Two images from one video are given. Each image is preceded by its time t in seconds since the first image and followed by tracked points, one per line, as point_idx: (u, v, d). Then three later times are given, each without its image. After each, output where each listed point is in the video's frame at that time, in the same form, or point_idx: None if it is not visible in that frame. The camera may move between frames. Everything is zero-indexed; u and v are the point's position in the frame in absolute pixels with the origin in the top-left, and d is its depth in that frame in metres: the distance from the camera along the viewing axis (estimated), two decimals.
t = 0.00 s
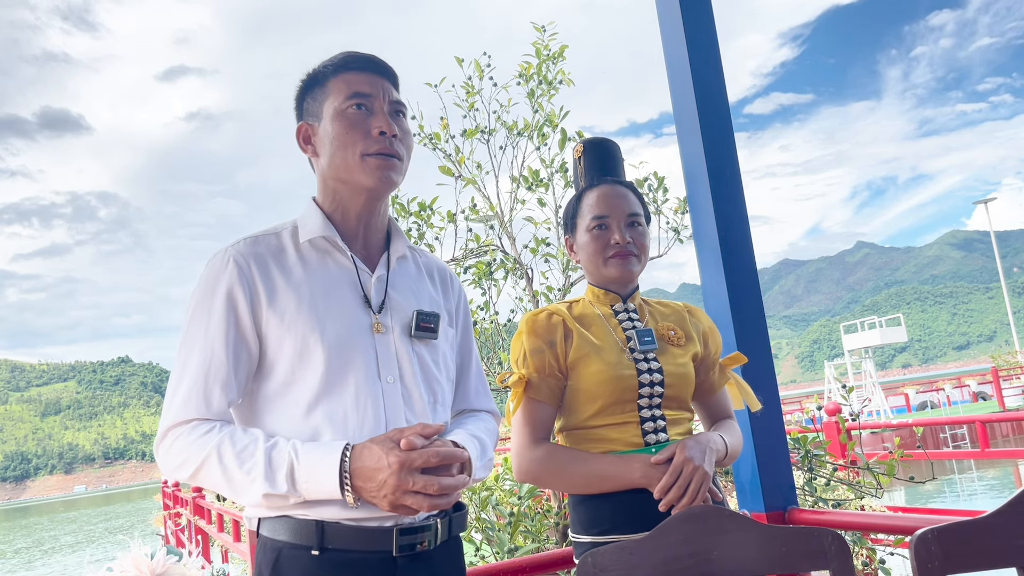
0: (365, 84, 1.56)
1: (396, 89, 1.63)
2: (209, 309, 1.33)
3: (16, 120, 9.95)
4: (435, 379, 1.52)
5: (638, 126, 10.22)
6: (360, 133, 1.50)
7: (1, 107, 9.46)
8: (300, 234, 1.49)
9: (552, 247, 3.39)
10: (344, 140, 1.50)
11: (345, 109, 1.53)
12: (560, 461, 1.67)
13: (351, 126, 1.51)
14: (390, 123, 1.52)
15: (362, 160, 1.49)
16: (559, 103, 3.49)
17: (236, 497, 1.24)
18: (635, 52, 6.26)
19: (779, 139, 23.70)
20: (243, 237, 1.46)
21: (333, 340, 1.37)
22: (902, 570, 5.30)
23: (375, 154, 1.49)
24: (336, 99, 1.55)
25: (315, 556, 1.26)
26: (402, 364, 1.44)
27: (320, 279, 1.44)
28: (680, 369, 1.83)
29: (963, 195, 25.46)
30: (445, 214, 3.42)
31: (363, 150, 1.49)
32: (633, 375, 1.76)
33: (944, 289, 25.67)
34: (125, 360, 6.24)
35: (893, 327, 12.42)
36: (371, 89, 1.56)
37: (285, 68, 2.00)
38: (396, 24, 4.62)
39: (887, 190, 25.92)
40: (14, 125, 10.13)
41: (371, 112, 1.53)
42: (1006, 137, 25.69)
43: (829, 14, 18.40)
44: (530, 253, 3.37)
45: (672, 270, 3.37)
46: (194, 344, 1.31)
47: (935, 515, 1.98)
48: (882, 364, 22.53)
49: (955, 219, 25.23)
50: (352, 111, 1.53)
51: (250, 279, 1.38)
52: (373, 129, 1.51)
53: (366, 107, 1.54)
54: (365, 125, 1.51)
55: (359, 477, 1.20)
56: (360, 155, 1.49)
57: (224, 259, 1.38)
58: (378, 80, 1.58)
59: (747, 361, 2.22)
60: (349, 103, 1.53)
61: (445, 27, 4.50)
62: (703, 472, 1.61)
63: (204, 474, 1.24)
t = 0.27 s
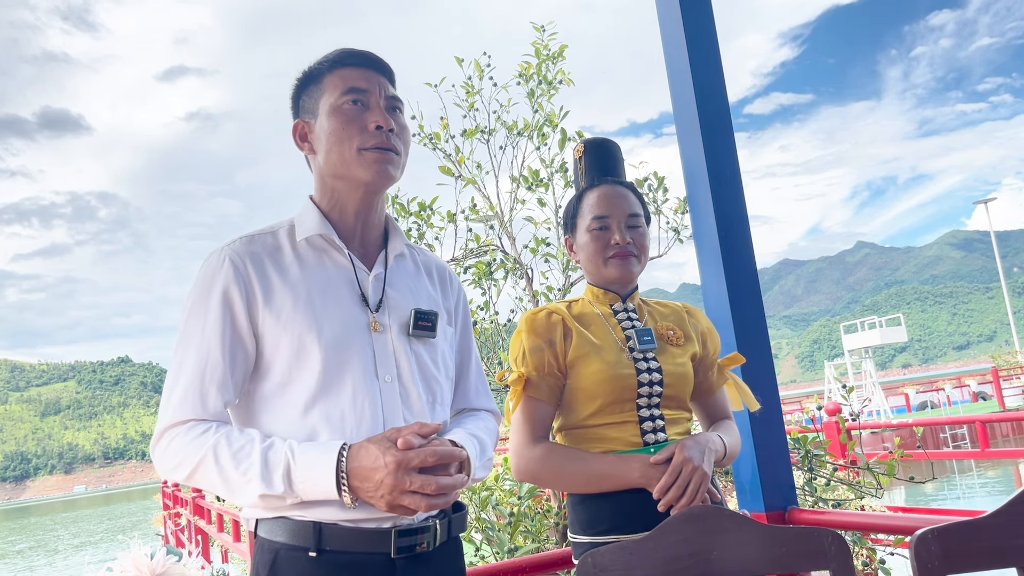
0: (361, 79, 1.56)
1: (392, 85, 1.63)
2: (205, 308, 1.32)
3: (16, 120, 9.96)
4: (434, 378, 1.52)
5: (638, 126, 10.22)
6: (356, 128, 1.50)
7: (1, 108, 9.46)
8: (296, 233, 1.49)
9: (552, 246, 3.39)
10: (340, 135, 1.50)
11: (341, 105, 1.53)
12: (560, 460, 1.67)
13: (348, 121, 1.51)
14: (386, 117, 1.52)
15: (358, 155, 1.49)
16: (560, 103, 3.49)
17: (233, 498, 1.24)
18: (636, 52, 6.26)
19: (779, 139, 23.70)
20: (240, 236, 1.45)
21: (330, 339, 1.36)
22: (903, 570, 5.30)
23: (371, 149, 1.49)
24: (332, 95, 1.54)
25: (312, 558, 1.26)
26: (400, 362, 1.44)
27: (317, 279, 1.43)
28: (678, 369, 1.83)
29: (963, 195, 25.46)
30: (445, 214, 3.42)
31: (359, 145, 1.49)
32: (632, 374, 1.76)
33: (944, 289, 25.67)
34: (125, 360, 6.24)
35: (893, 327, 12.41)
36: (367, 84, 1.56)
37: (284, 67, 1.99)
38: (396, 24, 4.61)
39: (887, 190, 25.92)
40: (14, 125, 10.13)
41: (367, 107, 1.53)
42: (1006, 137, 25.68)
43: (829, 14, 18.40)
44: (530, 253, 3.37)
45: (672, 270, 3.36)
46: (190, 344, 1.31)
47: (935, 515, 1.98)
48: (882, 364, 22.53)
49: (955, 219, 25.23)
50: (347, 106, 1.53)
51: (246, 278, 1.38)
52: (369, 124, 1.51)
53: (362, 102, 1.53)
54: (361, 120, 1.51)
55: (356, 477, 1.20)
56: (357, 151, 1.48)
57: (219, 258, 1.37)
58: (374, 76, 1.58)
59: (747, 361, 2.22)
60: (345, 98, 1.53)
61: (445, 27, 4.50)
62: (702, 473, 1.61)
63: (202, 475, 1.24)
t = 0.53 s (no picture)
0: (358, 76, 1.56)
1: (389, 81, 1.63)
2: (201, 309, 1.32)
3: (16, 120, 9.96)
4: (433, 377, 1.52)
5: (638, 126, 10.23)
6: (354, 125, 1.50)
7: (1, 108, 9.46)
8: (293, 232, 1.49)
9: (552, 246, 3.39)
10: (338, 132, 1.50)
11: (338, 101, 1.53)
12: (558, 460, 1.67)
13: (345, 118, 1.51)
14: (384, 113, 1.52)
15: (356, 152, 1.49)
16: (559, 103, 3.49)
17: (229, 499, 1.25)
18: (636, 52, 6.26)
19: (779, 138, 23.71)
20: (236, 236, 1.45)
21: (327, 338, 1.36)
22: (902, 570, 5.30)
23: (369, 145, 1.49)
24: (328, 92, 1.55)
25: (310, 560, 1.26)
26: (398, 362, 1.44)
27: (313, 279, 1.43)
28: (676, 369, 1.83)
29: (963, 195, 25.46)
30: (445, 214, 3.42)
31: (357, 142, 1.49)
32: (630, 374, 1.76)
33: (944, 289, 25.66)
34: (125, 360, 6.25)
35: (893, 327, 12.42)
36: (364, 81, 1.56)
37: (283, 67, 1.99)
38: (396, 24, 4.61)
39: (887, 190, 25.92)
40: (14, 125, 10.13)
41: (364, 103, 1.53)
42: (1006, 137, 25.67)
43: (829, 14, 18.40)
44: (530, 253, 3.37)
45: (672, 270, 3.36)
46: (185, 345, 1.30)
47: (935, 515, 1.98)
48: (882, 364, 22.53)
49: (955, 219, 25.24)
50: (344, 103, 1.53)
51: (242, 278, 1.37)
52: (366, 120, 1.51)
53: (359, 98, 1.54)
54: (358, 117, 1.51)
55: (352, 478, 1.20)
56: (355, 147, 1.49)
57: (215, 257, 1.37)
58: (371, 72, 1.58)
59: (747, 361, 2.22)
60: (342, 95, 1.53)
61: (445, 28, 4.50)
62: (700, 473, 1.61)
63: (198, 476, 1.24)
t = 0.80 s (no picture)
0: (352, 75, 1.56)
1: (383, 80, 1.63)
2: (195, 310, 1.32)
3: (17, 120, 9.96)
4: (430, 375, 1.52)
5: (638, 126, 10.23)
6: (348, 125, 1.50)
7: (1, 108, 9.46)
8: (287, 231, 1.49)
9: (552, 247, 3.39)
10: (331, 132, 1.50)
11: (332, 101, 1.53)
12: (557, 460, 1.67)
13: (339, 118, 1.51)
14: (378, 113, 1.52)
15: (349, 152, 1.49)
16: (560, 102, 3.49)
17: (224, 501, 1.24)
18: (636, 52, 6.26)
19: (779, 138, 23.71)
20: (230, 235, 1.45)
21: (322, 338, 1.36)
22: (903, 570, 5.30)
23: (363, 145, 1.49)
24: (322, 91, 1.54)
25: (308, 562, 1.26)
26: (395, 360, 1.44)
27: (308, 278, 1.43)
28: (675, 369, 1.83)
29: (963, 195, 25.47)
30: (445, 214, 3.42)
31: (351, 142, 1.49)
32: (628, 375, 1.76)
33: (944, 289, 25.66)
34: (125, 360, 6.25)
35: (893, 327, 12.42)
36: (357, 80, 1.55)
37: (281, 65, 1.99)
38: (397, 23, 4.61)
39: (887, 191, 25.91)
40: (14, 125, 10.14)
41: (358, 103, 1.53)
42: (1006, 137, 25.67)
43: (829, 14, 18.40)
44: (530, 253, 3.37)
45: (672, 271, 3.36)
46: (180, 346, 1.31)
47: (934, 515, 1.98)
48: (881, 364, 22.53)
49: (955, 219, 25.25)
50: (338, 103, 1.52)
51: (235, 277, 1.37)
52: (360, 120, 1.50)
53: (352, 98, 1.53)
54: (352, 116, 1.51)
55: (347, 478, 1.19)
56: (349, 147, 1.48)
57: (209, 257, 1.37)
58: (365, 70, 1.58)
59: (747, 361, 2.22)
60: (336, 94, 1.53)
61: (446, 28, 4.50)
62: (698, 473, 1.61)
63: (192, 478, 1.24)
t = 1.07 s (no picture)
0: (343, 75, 1.55)
1: (374, 80, 1.62)
2: (187, 312, 1.32)
3: (17, 120, 9.96)
4: (426, 372, 1.52)
5: (638, 126, 10.22)
6: (340, 126, 1.49)
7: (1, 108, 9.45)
8: (278, 231, 1.49)
9: (552, 247, 3.40)
10: (323, 133, 1.50)
11: (323, 101, 1.52)
12: (557, 461, 1.67)
13: (331, 118, 1.50)
14: (370, 114, 1.52)
15: (342, 153, 1.49)
16: (559, 103, 3.49)
17: (221, 504, 1.24)
18: (636, 52, 6.26)
19: (779, 138, 23.70)
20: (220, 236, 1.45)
21: (317, 336, 1.36)
22: (903, 570, 5.30)
23: (356, 147, 1.49)
24: (314, 91, 1.54)
25: (310, 565, 1.25)
26: (391, 357, 1.44)
27: (301, 276, 1.43)
28: (675, 370, 1.83)
29: (963, 195, 25.47)
30: (445, 214, 3.42)
31: (343, 143, 1.49)
32: (627, 376, 1.76)
33: (944, 289, 25.66)
34: (125, 360, 6.24)
35: (893, 327, 12.41)
36: (349, 80, 1.55)
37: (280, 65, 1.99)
38: (397, 23, 4.61)
39: (887, 191, 25.90)
40: (14, 125, 10.13)
41: (350, 104, 1.53)
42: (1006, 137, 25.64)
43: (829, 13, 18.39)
44: (530, 253, 3.37)
45: (672, 271, 3.36)
46: (171, 349, 1.30)
47: (934, 515, 1.98)
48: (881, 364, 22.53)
49: (955, 219, 25.25)
50: (330, 103, 1.52)
51: (227, 278, 1.37)
52: (353, 121, 1.50)
53: (344, 98, 1.53)
54: (344, 117, 1.51)
55: (347, 476, 1.19)
56: (341, 149, 1.48)
57: (199, 259, 1.37)
58: (355, 70, 1.57)
59: (746, 361, 2.22)
60: (327, 95, 1.53)
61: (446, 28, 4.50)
62: (698, 473, 1.61)
63: (188, 483, 1.23)
